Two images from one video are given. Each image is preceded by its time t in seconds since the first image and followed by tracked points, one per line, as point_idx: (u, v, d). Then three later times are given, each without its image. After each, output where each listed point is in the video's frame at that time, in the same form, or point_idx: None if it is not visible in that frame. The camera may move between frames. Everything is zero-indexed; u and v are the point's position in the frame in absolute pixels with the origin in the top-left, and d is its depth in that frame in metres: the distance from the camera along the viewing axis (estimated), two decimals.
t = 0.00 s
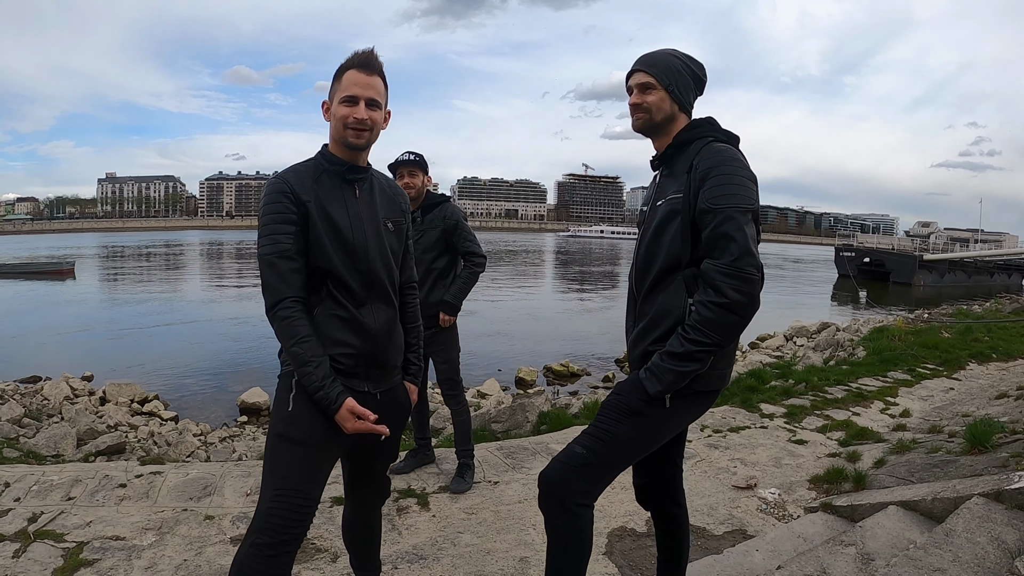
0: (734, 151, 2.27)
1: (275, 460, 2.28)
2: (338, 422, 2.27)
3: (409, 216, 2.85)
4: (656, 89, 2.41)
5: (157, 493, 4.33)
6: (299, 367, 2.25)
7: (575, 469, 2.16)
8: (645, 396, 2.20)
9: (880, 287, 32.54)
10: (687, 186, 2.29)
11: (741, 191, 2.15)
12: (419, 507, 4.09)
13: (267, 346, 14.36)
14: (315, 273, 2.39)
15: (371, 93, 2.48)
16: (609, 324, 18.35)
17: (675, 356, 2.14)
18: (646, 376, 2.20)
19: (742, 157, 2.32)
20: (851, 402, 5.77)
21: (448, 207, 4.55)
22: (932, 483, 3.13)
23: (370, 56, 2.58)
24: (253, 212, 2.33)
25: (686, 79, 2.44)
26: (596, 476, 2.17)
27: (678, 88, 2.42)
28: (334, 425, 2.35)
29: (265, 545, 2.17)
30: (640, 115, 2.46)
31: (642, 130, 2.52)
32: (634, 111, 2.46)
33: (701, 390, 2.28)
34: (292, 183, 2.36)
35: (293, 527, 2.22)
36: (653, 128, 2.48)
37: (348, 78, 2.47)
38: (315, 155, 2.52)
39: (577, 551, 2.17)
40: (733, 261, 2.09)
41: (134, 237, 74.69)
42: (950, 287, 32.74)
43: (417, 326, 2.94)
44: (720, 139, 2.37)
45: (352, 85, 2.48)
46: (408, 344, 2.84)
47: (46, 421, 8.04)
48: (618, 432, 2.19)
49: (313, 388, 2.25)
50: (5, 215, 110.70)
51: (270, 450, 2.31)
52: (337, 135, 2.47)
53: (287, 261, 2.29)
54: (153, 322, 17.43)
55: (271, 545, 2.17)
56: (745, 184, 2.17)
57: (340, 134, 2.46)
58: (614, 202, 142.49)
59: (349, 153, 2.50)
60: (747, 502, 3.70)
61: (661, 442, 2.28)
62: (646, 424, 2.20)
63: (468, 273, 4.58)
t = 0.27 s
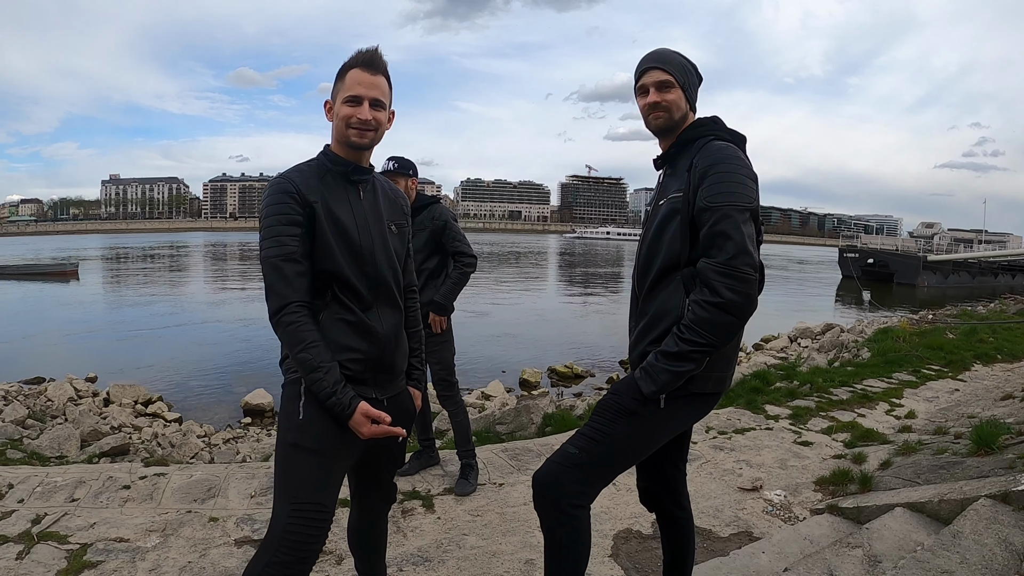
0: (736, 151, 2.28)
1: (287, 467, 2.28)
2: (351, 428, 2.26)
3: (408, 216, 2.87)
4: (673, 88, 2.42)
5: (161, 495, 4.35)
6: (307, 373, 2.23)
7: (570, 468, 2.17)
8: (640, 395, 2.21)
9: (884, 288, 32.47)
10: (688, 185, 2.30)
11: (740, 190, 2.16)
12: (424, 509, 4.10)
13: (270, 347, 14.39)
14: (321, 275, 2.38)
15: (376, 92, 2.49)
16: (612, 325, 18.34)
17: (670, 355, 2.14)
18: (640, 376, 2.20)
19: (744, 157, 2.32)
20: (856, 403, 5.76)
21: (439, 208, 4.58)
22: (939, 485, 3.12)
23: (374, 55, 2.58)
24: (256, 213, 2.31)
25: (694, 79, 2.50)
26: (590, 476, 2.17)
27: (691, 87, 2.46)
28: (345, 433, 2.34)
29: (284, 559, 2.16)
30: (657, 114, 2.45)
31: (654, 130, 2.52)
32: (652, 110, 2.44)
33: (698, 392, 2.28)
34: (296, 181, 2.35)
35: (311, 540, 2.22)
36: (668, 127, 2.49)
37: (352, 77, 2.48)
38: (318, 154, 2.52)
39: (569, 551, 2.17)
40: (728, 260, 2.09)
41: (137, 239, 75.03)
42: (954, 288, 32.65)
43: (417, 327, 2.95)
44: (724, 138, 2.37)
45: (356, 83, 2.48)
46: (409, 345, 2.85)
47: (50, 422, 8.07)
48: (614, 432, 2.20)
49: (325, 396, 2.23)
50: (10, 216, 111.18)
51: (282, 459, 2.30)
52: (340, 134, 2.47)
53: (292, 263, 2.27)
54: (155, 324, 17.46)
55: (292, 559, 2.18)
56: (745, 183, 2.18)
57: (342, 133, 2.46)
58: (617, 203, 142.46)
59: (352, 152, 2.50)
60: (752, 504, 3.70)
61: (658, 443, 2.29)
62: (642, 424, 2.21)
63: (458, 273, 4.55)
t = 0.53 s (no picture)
0: (733, 165, 2.31)
1: (294, 483, 2.29)
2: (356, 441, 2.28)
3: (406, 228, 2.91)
4: (671, 101, 2.45)
5: (164, 502, 4.36)
6: (312, 389, 2.25)
7: (571, 475, 2.18)
8: (639, 403, 2.22)
9: (885, 295, 32.45)
10: (686, 198, 2.32)
11: (735, 203, 2.18)
12: (425, 516, 4.11)
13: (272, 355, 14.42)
14: (322, 290, 2.40)
15: (372, 102, 2.52)
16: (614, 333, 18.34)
17: (669, 365, 2.16)
18: (639, 386, 2.22)
19: (741, 170, 2.35)
20: (857, 410, 5.76)
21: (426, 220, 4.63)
22: (939, 491, 3.12)
23: (370, 65, 2.62)
24: (254, 230, 2.33)
25: (691, 92, 2.53)
26: (591, 484, 2.19)
27: (688, 100, 2.49)
28: (352, 447, 2.36)
29: None
30: (656, 127, 2.49)
31: (654, 142, 2.55)
32: (651, 122, 2.47)
33: (698, 401, 2.30)
34: (294, 197, 2.38)
35: (323, 556, 2.23)
36: (666, 139, 2.52)
37: (348, 87, 2.51)
38: (316, 163, 2.56)
39: (569, 557, 2.18)
40: (725, 273, 2.12)
41: (140, 246, 75.29)
42: (956, 295, 32.56)
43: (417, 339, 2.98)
44: (721, 151, 2.39)
45: (352, 93, 2.51)
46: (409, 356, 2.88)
47: (53, 429, 8.09)
48: (614, 441, 2.21)
49: (331, 414, 2.25)
50: (14, 224, 111.68)
51: (289, 475, 2.31)
52: (336, 144, 2.50)
53: (292, 279, 2.29)
54: (157, 331, 17.49)
55: None
56: (741, 196, 2.20)
57: (339, 144, 2.50)
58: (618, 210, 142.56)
59: (349, 163, 2.54)
60: (753, 511, 3.70)
61: (659, 452, 2.31)
62: (641, 433, 2.22)
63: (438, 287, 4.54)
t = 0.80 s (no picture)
0: (737, 173, 2.32)
1: (301, 494, 2.30)
2: (363, 451, 2.29)
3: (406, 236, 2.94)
4: (676, 110, 2.47)
5: (165, 506, 4.37)
6: (316, 404, 2.25)
7: (579, 477, 2.20)
8: (645, 407, 2.24)
9: (886, 298, 32.41)
10: (690, 207, 2.34)
11: (739, 211, 2.20)
12: (427, 521, 4.11)
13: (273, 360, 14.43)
14: (322, 301, 2.42)
15: (368, 108, 2.53)
16: (614, 338, 18.35)
17: (674, 370, 2.17)
18: (646, 390, 2.23)
19: (745, 179, 2.36)
20: (858, 414, 5.76)
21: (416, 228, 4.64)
22: (940, 494, 3.12)
23: (366, 69, 2.62)
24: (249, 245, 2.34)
25: (695, 102, 2.55)
26: (599, 484, 2.20)
27: (693, 110, 2.51)
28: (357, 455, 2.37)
29: None
30: (662, 136, 2.50)
31: (660, 152, 2.57)
32: (657, 132, 2.49)
33: (703, 405, 2.31)
34: (291, 209, 2.39)
35: (331, 567, 2.24)
36: (672, 148, 2.53)
37: (344, 93, 2.52)
38: (315, 170, 2.57)
39: (576, 556, 2.18)
40: (729, 280, 2.13)
41: (141, 251, 75.47)
42: (957, 298, 32.52)
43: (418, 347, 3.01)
44: (726, 160, 2.41)
45: (349, 99, 2.52)
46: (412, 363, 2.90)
47: (54, 433, 8.10)
48: (621, 446, 2.22)
49: (335, 426, 2.26)
50: (15, 229, 111.92)
51: (296, 489, 2.32)
52: (332, 151, 2.51)
53: (290, 293, 2.31)
54: (157, 336, 17.50)
55: None
56: (744, 205, 2.22)
57: (335, 151, 2.51)
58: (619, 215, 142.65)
59: (346, 170, 2.56)
60: (754, 515, 3.71)
61: (664, 456, 2.32)
62: (646, 439, 2.24)
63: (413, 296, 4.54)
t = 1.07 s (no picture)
0: (737, 175, 2.32)
1: (304, 498, 2.29)
2: (367, 452, 2.28)
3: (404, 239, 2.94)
4: (676, 116, 2.46)
5: (166, 508, 4.36)
6: (317, 408, 2.25)
7: (586, 479, 2.18)
8: (651, 408, 2.22)
9: (888, 301, 32.30)
10: (691, 209, 2.33)
11: (740, 212, 2.19)
12: (427, 523, 4.10)
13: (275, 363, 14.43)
14: (322, 306, 2.41)
15: (367, 112, 2.52)
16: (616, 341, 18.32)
17: (679, 370, 2.16)
18: (651, 390, 2.22)
19: (745, 181, 2.36)
20: (859, 417, 5.73)
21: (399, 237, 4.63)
22: (941, 497, 3.10)
23: (365, 73, 2.61)
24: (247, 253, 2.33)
25: (694, 107, 2.54)
26: (606, 486, 2.18)
27: (692, 115, 2.50)
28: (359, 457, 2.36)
29: None
30: (662, 142, 2.49)
31: (660, 157, 2.56)
32: (657, 138, 2.48)
33: (707, 404, 2.30)
34: (290, 214, 2.38)
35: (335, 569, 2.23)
36: (673, 153, 2.52)
37: (342, 98, 2.51)
38: (315, 174, 2.57)
39: (582, 558, 2.17)
40: (732, 280, 2.12)
41: (144, 254, 75.76)
42: (959, 301, 32.37)
43: (417, 349, 3.01)
44: (727, 163, 2.40)
45: (347, 104, 2.51)
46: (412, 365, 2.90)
47: (56, 436, 8.12)
48: (625, 447, 2.21)
49: (337, 430, 2.25)
50: (19, 233, 112.37)
51: (298, 494, 2.30)
52: (331, 156, 2.50)
53: (291, 298, 2.30)
54: (159, 340, 17.53)
55: None
56: (746, 206, 2.22)
57: (334, 156, 2.50)
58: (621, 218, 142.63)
59: (344, 175, 2.55)
60: (755, 517, 3.69)
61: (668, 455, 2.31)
62: (652, 439, 2.23)
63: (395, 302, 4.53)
